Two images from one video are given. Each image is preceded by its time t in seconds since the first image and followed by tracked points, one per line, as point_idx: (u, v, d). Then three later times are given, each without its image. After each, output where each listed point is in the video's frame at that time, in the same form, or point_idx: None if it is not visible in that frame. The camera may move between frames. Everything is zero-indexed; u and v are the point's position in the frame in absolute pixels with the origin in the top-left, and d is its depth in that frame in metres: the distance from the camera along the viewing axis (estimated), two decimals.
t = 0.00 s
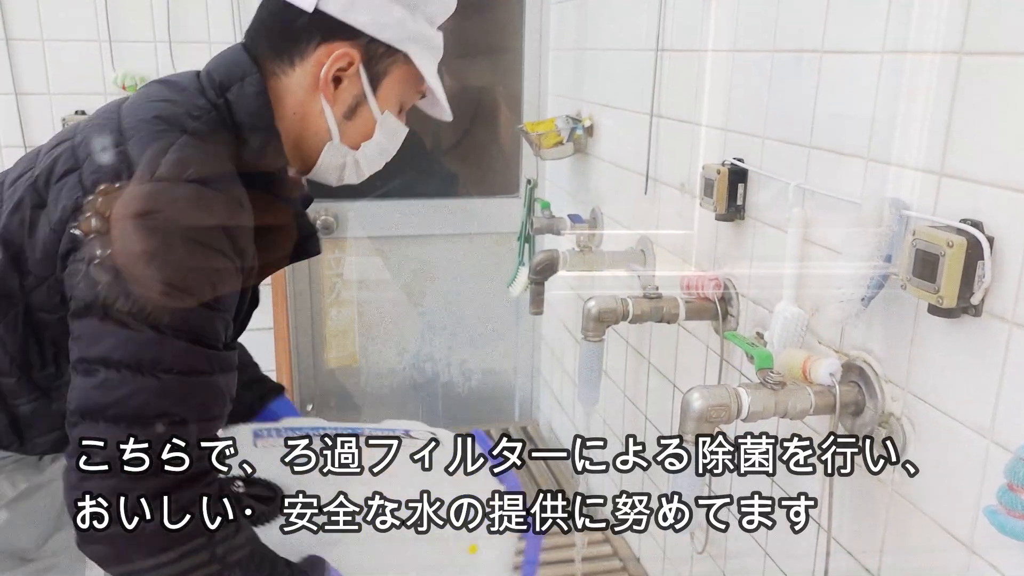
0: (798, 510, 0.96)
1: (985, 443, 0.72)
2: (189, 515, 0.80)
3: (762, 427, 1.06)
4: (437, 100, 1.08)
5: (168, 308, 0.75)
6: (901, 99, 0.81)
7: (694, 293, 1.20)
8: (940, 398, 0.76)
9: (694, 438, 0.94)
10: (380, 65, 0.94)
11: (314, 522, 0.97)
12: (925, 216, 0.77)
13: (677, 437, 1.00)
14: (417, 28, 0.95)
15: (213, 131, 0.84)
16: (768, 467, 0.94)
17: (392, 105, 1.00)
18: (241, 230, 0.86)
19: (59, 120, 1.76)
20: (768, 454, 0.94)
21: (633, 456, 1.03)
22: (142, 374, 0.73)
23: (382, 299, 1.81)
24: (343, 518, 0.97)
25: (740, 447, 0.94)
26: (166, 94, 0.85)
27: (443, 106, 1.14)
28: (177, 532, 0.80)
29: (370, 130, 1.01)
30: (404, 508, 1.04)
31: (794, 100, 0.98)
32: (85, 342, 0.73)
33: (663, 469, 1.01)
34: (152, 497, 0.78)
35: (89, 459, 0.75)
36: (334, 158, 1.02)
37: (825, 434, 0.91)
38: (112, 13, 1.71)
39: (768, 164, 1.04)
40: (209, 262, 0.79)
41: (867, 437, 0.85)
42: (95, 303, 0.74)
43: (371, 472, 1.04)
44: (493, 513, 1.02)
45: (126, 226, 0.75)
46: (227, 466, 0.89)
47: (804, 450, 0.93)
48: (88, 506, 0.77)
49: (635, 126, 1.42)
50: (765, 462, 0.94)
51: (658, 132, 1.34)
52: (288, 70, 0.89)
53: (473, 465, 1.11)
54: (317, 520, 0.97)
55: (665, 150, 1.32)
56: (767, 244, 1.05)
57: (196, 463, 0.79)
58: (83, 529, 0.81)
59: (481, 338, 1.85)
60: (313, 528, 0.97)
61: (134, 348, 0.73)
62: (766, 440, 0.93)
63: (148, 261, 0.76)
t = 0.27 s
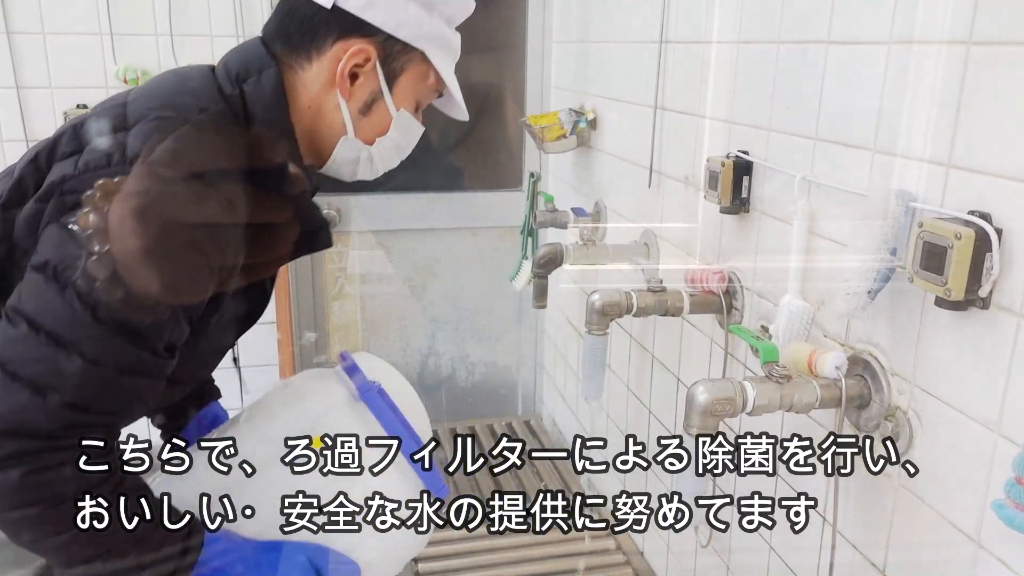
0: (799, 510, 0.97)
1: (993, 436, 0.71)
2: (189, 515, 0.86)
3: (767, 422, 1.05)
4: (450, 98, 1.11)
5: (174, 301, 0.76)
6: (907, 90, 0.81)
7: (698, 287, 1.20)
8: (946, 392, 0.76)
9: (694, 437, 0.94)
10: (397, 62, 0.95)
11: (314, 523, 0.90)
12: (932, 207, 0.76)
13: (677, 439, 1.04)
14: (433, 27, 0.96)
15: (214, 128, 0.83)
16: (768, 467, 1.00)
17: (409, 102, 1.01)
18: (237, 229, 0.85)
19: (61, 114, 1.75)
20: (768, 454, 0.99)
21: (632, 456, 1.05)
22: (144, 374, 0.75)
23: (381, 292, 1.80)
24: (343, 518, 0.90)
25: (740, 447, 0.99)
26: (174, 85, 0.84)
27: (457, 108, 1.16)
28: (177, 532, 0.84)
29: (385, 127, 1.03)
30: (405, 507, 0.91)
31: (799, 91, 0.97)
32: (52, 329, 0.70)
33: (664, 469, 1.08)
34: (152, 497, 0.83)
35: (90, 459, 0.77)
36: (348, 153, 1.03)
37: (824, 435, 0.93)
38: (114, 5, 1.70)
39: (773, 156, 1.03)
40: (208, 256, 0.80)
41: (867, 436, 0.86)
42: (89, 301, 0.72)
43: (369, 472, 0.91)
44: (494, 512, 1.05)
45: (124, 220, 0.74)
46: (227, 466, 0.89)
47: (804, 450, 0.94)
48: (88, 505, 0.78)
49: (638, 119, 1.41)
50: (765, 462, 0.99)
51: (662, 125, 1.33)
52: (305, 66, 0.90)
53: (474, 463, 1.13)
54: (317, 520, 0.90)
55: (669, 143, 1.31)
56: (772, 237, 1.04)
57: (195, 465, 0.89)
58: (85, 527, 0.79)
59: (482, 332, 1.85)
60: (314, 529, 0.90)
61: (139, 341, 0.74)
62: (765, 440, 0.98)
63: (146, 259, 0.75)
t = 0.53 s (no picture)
0: (799, 510, 0.98)
1: (998, 435, 0.71)
2: (189, 515, 0.81)
3: (771, 420, 1.05)
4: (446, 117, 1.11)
5: (177, 297, 0.75)
6: (911, 87, 0.81)
7: (702, 284, 1.20)
8: (951, 390, 0.76)
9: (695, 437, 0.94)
10: (395, 78, 0.96)
11: (314, 523, 0.89)
12: (937, 205, 0.76)
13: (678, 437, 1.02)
14: (431, 43, 0.98)
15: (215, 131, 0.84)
16: (768, 467, 1.00)
17: (404, 117, 1.02)
18: (241, 226, 0.84)
19: (65, 110, 1.75)
20: (768, 454, 0.98)
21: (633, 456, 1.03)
22: (144, 378, 0.74)
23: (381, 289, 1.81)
24: (344, 518, 0.91)
25: (740, 447, 0.98)
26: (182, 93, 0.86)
27: (454, 128, 1.16)
28: (176, 531, 0.81)
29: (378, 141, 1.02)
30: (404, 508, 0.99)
31: (804, 88, 0.97)
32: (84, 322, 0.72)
33: (663, 469, 1.03)
34: (153, 497, 0.79)
35: (89, 459, 0.77)
36: (343, 167, 1.03)
37: (824, 435, 0.93)
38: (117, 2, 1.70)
39: (778, 153, 1.03)
40: (211, 251, 0.79)
41: (867, 437, 0.87)
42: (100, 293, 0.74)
43: (371, 472, 1.07)
44: (493, 513, 1.00)
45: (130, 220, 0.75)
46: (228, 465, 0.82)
47: (804, 450, 0.95)
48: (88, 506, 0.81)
49: (642, 115, 1.41)
50: (765, 462, 0.99)
51: (666, 122, 1.33)
52: (302, 79, 0.91)
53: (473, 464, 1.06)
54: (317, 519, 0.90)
55: (673, 140, 1.31)
56: (776, 233, 1.04)
57: (196, 463, 0.79)
58: (85, 524, 0.83)
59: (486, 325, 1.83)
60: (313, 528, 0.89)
61: (146, 335, 0.73)
62: (765, 440, 0.98)
63: (150, 254, 0.75)
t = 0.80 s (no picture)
0: (798, 510, 0.99)
1: (996, 434, 0.71)
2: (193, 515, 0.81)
3: (771, 420, 1.06)
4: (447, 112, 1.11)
5: (184, 293, 0.74)
6: (913, 87, 0.81)
7: (703, 282, 1.20)
8: (952, 389, 0.76)
9: (697, 436, 0.95)
10: (403, 73, 0.96)
11: (314, 522, 0.87)
12: (937, 205, 0.77)
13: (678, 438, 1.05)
14: (441, 40, 0.98)
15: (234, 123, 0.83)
16: (768, 467, 1.00)
17: (410, 112, 1.01)
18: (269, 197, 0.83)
19: (69, 108, 1.75)
20: (768, 454, 0.99)
21: (633, 457, 1.04)
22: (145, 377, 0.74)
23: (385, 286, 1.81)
24: (343, 518, 0.91)
25: (740, 447, 0.98)
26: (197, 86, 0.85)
27: (456, 125, 1.17)
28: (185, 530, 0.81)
29: (386, 138, 1.02)
30: (405, 508, 0.97)
31: (806, 87, 0.97)
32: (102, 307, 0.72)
33: (664, 469, 1.06)
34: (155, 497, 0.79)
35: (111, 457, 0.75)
36: (350, 162, 1.02)
37: (824, 435, 0.94)
38: None
39: (780, 153, 1.03)
40: (224, 247, 0.75)
41: (867, 436, 0.88)
42: (132, 294, 0.75)
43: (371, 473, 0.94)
44: (493, 514, 1.02)
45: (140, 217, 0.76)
46: (228, 466, 0.79)
47: (804, 450, 0.96)
48: (88, 506, 0.98)
49: (644, 113, 1.41)
50: (765, 462, 0.99)
51: (668, 120, 1.34)
52: (313, 75, 0.90)
53: (473, 466, 1.02)
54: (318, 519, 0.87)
55: (675, 139, 1.31)
56: (778, 232, 1.04)
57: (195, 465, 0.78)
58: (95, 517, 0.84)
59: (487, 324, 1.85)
60: (314, 528, 0.88)
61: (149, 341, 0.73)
62: (765, 440, 0.99)
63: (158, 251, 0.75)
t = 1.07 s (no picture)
0: (798, 510, 1.00)
1: (997, 438, 0.72)
2: (188, 513, 0.85)
3: (774, 422, 1.07)
4: (456, 84, 1.14)
5: (198, 288, 0.75)
6: (916, 93, 0.82)
7: (708, 286, 1.21)
8: (954, 394, 0.77)
9: (697, 437, 0.95)
10: (416, 45, 0.99)
11: (314, 522, 0.90)
12: (941, 211, 0.77)
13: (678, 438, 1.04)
14: (452, 13, 1.01)
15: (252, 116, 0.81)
16: (768, 467, 1.01)
17: (423, 83, 1.04)
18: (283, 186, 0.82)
19: (78, 111, 1.77)
20: (768, 454, 1.00)
21: (633, 457, 1.04)
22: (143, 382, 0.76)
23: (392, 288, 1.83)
24: (343, 518, 0.93)
25: (740, 447, 0.99)
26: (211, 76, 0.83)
27: (466, 95, 1.20)
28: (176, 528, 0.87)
29: (402, 108, 1.04)
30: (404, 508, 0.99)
31: (810, 91, 0.98)
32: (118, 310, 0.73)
33: (664, 469, 1.05)
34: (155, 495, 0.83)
35: (87, 459, 0.85)
36: (368, 132, 1.05)
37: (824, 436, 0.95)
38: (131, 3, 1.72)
39: (783, 157, 1.04)
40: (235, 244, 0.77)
41: (867, 436, 0.88)
42: (140, 303, 0.74)
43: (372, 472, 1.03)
44: (493, 513, 1.03)
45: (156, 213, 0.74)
46: (227, 466, 0.83)
47: (804, 450, 0.97)
48: (88, 506, 0.89)
49: (650, 117, 1.42)
50: (765, 462, 1.00)
51: (673, 124, 1.34)
52: (332, 46, 0.93)
53: (473, 466, 1.11)
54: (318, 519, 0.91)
55: (681, 142, 1.32)
56: (782, 236, 1.05)
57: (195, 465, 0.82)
58: (85, 526, 0.91)
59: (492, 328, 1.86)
60: (314, 528, 0.91)
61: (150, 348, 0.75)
62: (765, 440, 0.99)
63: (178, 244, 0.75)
